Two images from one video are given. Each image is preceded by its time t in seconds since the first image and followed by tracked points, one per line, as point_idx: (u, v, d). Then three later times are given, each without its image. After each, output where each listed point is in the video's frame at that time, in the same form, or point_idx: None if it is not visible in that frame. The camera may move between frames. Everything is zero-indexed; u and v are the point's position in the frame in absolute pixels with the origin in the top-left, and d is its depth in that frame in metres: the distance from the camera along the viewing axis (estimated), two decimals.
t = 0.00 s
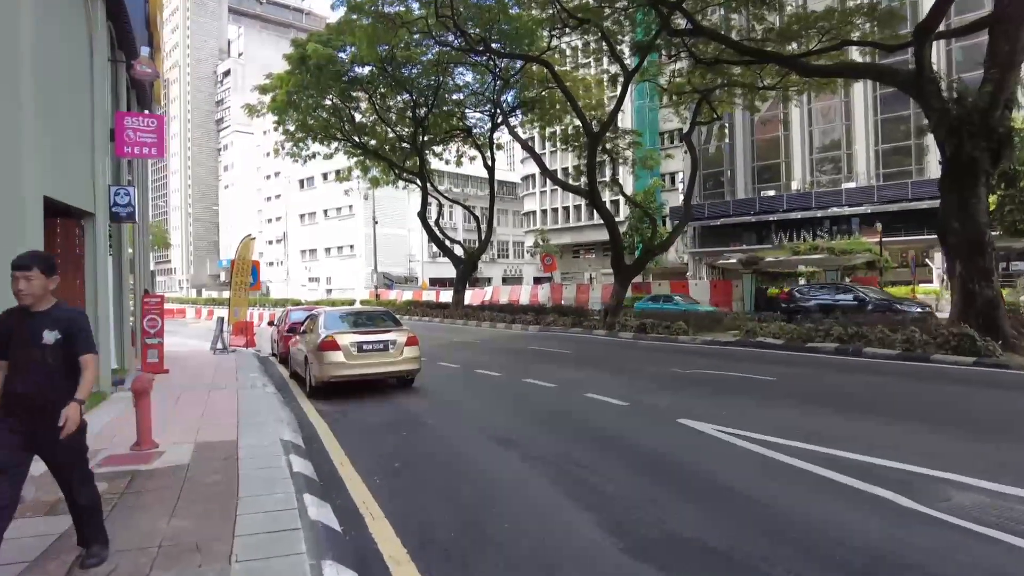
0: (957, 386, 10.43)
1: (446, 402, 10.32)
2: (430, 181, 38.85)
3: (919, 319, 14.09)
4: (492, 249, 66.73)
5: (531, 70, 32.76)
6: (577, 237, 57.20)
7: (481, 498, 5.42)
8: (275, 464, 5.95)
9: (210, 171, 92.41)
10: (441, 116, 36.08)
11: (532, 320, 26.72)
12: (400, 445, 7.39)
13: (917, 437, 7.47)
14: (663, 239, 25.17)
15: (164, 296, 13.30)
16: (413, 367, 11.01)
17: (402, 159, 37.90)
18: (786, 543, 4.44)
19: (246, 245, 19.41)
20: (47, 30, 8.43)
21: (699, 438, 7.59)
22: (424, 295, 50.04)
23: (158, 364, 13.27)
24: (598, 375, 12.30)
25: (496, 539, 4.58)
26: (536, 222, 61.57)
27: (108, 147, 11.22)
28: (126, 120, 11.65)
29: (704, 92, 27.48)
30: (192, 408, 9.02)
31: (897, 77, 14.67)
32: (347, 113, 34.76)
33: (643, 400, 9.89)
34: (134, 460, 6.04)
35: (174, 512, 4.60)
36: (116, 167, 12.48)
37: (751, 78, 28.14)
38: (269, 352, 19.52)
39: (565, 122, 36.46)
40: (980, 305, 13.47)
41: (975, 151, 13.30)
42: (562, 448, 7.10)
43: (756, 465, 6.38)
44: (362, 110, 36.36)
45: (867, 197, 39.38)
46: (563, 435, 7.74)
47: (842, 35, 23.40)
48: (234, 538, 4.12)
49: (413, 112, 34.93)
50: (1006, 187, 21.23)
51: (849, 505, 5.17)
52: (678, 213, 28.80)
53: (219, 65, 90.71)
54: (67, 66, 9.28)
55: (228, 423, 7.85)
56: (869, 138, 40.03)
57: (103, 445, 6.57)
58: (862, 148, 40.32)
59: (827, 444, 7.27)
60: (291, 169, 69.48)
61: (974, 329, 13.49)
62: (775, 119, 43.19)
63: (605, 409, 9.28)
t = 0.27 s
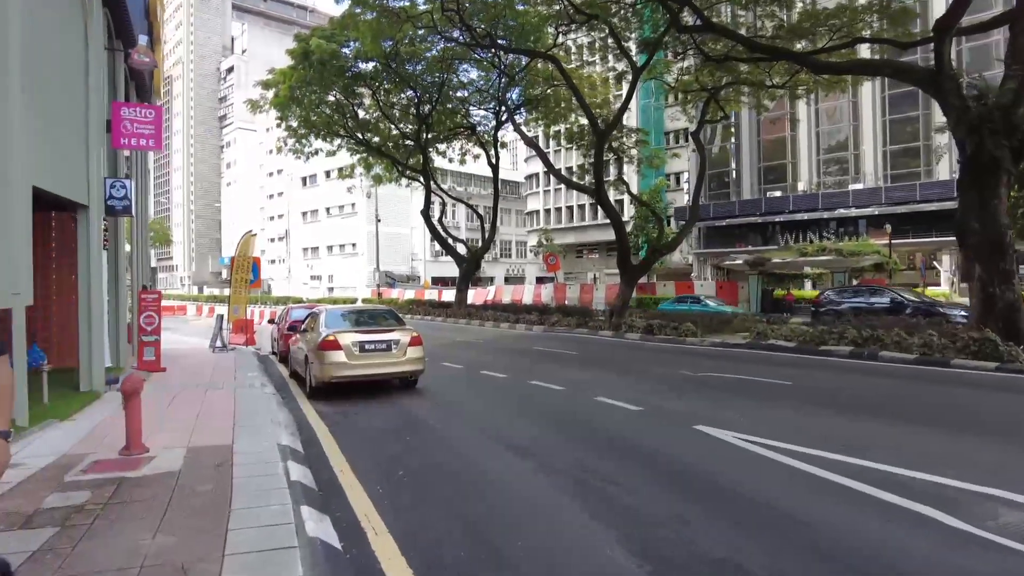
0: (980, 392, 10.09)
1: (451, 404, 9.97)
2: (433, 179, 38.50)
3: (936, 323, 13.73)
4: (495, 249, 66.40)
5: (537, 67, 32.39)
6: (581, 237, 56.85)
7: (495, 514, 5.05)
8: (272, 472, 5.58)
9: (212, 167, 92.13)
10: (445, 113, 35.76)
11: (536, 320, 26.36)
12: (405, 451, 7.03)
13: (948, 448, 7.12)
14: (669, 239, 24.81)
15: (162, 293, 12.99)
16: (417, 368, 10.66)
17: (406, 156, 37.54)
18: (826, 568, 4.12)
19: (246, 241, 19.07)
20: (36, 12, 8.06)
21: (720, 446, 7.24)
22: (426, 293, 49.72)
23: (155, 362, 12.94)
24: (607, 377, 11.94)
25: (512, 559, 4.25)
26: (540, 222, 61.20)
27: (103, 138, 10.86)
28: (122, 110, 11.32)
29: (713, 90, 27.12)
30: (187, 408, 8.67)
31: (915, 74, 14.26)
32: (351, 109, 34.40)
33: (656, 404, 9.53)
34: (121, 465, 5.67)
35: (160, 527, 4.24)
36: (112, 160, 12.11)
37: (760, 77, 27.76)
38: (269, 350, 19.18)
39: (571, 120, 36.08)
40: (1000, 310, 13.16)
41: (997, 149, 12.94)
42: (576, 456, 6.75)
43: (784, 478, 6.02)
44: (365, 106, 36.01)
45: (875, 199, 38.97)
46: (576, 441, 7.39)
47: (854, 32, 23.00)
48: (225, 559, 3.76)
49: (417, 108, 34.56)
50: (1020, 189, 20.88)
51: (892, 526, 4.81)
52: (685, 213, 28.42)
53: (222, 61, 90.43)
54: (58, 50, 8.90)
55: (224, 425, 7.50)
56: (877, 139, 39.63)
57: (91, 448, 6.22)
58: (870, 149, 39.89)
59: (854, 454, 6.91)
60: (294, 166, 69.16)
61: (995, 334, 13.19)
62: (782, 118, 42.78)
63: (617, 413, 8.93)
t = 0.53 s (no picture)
0: (1001, 400, 9.78)
1: (457, 411, 9.63)
2: (436, 179, 38.23)
3: (953, 327, 13.37)
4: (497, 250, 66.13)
5: (541, 68, 32.12)
6: (583, 238, 56.53)
7: (508, 534, 4.72)
8: (269, 486, 5.25)
9: (214, 168, 91.92)
10: (448, 114, 35.54)
11: (540, 323, 26.03)
12: (410, 462, 6.70)
13: (980, 461, 6.78)
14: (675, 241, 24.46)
15: (159, 293, 12.73)
16: (420, 372, 10.33)
17: (409, 157, 37.25)
18: None
19: (247, 240, 18.79)
20: None
21: (740, 459, 6.90)
22: (427, 295, 49.40)
23: (151, 364, 12.60)
24: (617, 382, 11.60)
25: None
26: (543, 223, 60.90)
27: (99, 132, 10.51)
28: (119, 106, 11.01)
29: (720, 90, 26.84)
30: (182, 413, 8.35)
31: (930, 73, 13.90)
32: (353, 109, 34.15)
33: (669, 411, 9.19)
34: (108, 476, 5.33)
35: (146, 551, 3.89)
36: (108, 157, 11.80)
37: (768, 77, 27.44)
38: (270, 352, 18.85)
39: (575, 121, 35.76)
40: (1020, 315, 12.78)
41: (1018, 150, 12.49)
42: (590, 469, 6.41)
43: (813, 495, 5.68)
44: (368, 106, 35.73)
45: (881, 201, 38.58)
46: (590, 452, 7.05)
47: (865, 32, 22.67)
48: None
49: (420, 108, 34.28)
50: None
51: (935, 551, 4.47)
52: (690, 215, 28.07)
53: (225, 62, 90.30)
54: (49, 40, 8.55)
55: (220, 433, 7.17)
56: (883, 142, 39.28)
57: (77, 458, 5.88)
58: (876, 151, 39.54)
59: (883, 468, 6.57)
60: (296, 167, 68.91)
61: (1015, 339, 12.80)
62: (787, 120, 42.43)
63: (630, 422, 8.59)
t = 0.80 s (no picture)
0: None
1: (466, 418, 9.25)
2: (441, 180, 37.91)
3: (975, 330, 12.97)
4: (501, 251, 65.79)
5: (547, 67, 31.80)
6: (589, 239, 56.14)
7: (527, 555, 4.34)
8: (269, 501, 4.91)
9: (218, 169, 91.82)
10: (453, 114, 35.23)
11: (546, 324, 25.66)
12: (419, 473, 6.32)
13: (1021, 472, 6.40)
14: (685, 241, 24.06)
15: (159, 295, 12.44)
16: (427, 377, 9.99)
17: (414, 157, 36.97)
18: None
19: (250, 241, 18.49)
20: None
21: (768, 470, 6.50)
22: (432, 296, 49.07)
23: (150, 368, 12.25)
24: (631, 387, 11.19)
25: None
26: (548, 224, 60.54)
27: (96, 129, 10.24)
28: (117, 101, 10.65)
29: (729, 89, 26.46)
30: (180, 420, 8.00)
31: (950, 68, 13.51)
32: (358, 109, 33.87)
33: (688, 419, 8.79)
34: (98, 491, 5.01)
35: None
36: (106, 154, 11.47)
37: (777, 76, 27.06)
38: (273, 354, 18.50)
39: (580, 121, 35.40)
40: None
41: None
42: (610, 482, 6.02)
43: (852, 510, 5.28)
44: (373, 105, 35.47)
45: (890, 202, 38.09)
46: (609, 464, 6.66)
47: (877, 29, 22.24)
48: None
49: (424, 108, 33.96)
50: None
51: (997, 574, 4.06)
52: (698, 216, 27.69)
53: (229, 63, 90.25)
54: (43, 31, 8.23)
55: (219, 441, 6.83)
56: (892, 141, 38.77)
57: (68, 469, 5.56)
58: (886, 151, 39.04)
59: (922, 480, 6.15)
60: (300, 168, 68.73)
61: None
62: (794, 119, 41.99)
63: (648, 431, 8.19)
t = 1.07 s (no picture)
0: None
1: (481, 421, 8.93)
2: (449, 179, 37.62)
3: (1004, 333, 12.55)
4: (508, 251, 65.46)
5: (555, 65, 31.46)
6: (596, 239, 55.71)
7: None
8: (279, 515, 4.60)
9: (225, 168, 91.81)
10: (461, 112, 34.93)
11: (556, 325, 25.30)
12: (434, 484, 5.97)
13: None
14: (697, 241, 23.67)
15: (165, 294, 12.13)
16: (440, 380, 9.66)
17: (421, 156, 36.70)
18: None
19: (257, 240, 18.22)
20: None
21: (804, 478, 6.15)
22: (439, 296, 48.76)
23: (156, 368, 12.00)
24: (649, 391, 10.83)
25: None
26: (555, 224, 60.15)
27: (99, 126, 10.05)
28: (122, 96, 10.44)
29: (742, 87, 26.05)
30: (184, 424, 7.73)
31: (976, 62, 13.15)
32: (365, 107, 33.63)
33: (712, 425, 8.43)
34: (97, 504, 4.70)
35: None
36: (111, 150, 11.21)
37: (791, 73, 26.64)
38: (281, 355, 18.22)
39: (589, 120, 35.03)
40: None
41: None
42: (637, 494, 5.68)
43: (898, 525, 4.94)
44: (380, 104, 35.20)
45: (904, 201, 37.51)
46: (635, 474, 6.31)
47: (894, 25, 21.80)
48: None
49: (432, 106, 33.67)
50: None
51: None
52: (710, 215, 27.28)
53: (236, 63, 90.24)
54: (44, 21, 7.96)
55: (224, 447, 6.52)
56: (905, 140, 38.24)
57: (67, 480, 5.26)
58: (899, 150, 38.50)
59: (968, 492, 5.79)
60: (307, 167, 68.57)
61: None
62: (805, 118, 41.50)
63: (672, 438, 7.83)
